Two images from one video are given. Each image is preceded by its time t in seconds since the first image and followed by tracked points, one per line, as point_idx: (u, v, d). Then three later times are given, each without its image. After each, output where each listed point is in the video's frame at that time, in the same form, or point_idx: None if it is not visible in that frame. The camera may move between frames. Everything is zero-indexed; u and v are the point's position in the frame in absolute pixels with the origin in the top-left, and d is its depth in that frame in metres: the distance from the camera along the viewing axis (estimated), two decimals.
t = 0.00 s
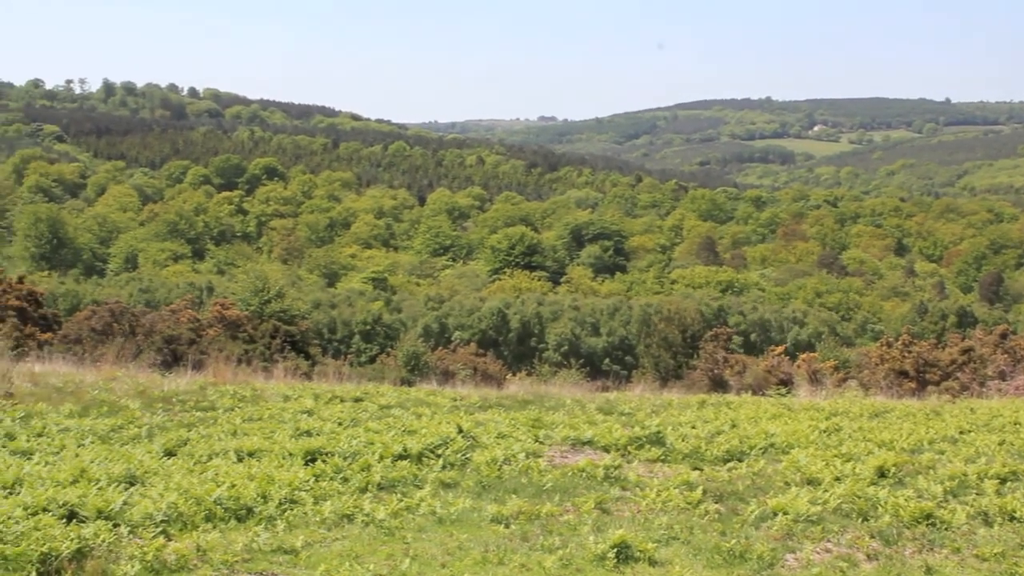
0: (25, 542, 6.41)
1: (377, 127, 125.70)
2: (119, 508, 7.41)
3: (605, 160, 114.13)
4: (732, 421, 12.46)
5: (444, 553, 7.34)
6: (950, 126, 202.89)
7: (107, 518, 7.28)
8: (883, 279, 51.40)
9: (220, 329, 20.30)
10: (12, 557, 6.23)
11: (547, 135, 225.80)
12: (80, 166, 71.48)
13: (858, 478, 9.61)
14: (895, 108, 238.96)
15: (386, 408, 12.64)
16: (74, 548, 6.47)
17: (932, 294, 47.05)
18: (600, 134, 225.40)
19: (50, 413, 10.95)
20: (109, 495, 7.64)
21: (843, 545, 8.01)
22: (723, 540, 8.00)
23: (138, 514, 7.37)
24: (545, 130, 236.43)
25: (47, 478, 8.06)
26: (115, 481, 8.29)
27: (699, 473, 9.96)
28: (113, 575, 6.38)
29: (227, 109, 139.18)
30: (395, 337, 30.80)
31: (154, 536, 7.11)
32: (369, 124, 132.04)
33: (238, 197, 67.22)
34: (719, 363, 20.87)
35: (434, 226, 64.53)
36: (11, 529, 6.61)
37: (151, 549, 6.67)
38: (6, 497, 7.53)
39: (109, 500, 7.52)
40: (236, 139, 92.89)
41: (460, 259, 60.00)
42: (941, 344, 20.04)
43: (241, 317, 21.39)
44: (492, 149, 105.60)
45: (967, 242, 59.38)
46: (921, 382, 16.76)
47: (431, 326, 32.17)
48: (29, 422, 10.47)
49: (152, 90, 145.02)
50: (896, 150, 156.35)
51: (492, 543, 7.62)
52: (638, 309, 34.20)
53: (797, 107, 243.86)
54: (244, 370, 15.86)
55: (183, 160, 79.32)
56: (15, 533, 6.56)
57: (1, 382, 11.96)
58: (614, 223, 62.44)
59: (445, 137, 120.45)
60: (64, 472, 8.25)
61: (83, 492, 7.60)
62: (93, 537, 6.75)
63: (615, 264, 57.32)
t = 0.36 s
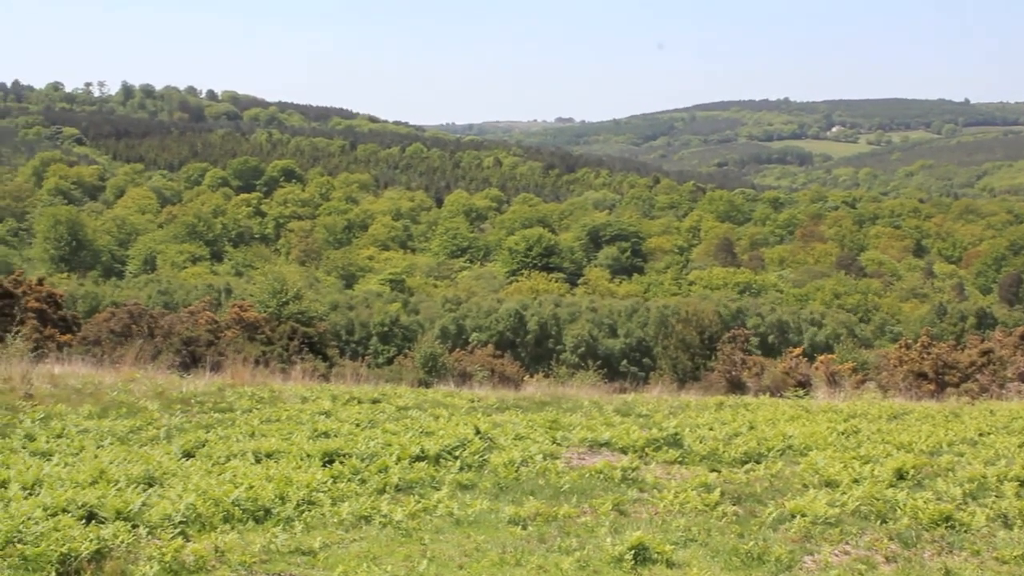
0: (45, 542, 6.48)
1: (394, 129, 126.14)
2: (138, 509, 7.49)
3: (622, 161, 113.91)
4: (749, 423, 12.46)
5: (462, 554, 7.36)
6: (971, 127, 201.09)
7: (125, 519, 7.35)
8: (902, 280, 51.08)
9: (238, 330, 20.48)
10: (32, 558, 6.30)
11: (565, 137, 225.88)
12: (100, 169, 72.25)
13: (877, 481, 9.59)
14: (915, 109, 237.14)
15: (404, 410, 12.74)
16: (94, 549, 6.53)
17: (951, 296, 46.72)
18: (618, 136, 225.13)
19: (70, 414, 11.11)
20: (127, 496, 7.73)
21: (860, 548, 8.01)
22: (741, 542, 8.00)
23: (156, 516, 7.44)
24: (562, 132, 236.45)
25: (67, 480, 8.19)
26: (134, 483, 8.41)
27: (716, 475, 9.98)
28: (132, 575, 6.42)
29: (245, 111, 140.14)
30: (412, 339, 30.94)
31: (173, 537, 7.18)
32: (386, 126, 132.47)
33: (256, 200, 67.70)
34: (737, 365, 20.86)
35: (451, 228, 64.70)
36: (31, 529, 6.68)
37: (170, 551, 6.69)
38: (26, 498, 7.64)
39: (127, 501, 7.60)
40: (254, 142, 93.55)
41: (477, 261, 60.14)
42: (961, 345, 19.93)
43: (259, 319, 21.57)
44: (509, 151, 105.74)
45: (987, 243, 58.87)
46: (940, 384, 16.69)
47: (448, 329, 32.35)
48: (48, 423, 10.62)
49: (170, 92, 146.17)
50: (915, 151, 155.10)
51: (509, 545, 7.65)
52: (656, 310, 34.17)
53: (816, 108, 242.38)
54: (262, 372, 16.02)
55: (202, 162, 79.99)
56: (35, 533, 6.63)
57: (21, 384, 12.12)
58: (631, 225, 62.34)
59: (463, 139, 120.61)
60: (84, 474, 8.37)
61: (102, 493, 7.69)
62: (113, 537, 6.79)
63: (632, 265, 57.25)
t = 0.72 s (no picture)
0: (57, 543, 6.50)
1: (406, 131, 126.41)
2: (150, 509, 7.57)
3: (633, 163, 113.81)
4: (762, 424, 12.46)
5: (473, 556, 7.39)
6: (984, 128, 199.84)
7: (138, 520, 7.43)
8: (914, 282, 50.88)
9: (250, 331, 20.59)
10: (44, 559, 6.33)
11: (576, 139, 226.02)
12: (112, 170, 72.73)
13: (889, 483, 9.59)
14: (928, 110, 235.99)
15: (415, 411, 12.80)
16: (106, 550, 6.57)
17: (963, 298, 46.51)
18: (629, 137, 224.86)
19: (82, 415, 11.21)
20: (139, 497, 7.80)
21: (872, 550, 8.01)
22: (753, 544, 8.00)
23: (168, 517, 7.49)
24: (573, 133, 236.42)
25: (80, 480, 8.28)
26: (146, 483, 8.49)
27: (728, 477, 10.00)
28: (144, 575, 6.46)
29: (257, 113, 140.77)
30: (423, 341, 31.04)
31: (185, 538, 7.23)
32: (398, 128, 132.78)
33: (268, 201, 68.04)
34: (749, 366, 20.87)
35: (462, 230, 64.81)
36: (44, 529, 6.72)
37: (182, 551, 6.72)
38: (39, 498, 7.72)
39: (140, 502, 7.68)
40: (266, 143, 93.96)
41: (488, 262, 60.25)
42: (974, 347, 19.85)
43: (271, 320, 21.69)
44: (521, 152, 105.86)
45: (1000, 245, 58.54)
46: (953, 386, 16.66)
47: (459, 330, 32.48)
48: (61, 424, 10.73)
49: (183, 94, 147.01)
50: (928, 152, 154.26)
51: (521, 546, 7.68)
52: (667, 312, 34.16)
53: (828, 110, 241.46)
54: (273, 373, 16.11)
55: (214, 164, 80.40)
56: (48, 533, 6.69)
57: (33, 384, 12.24)
58: (642, 226, 62.28)
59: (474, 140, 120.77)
60: (97, 474, 8.46)
61: (115, 493, 7.76)
62: (125, 537, 6.84)
63: (643, 267, 57.22)
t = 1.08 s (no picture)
0: (78, 542, 6.61)
1: (425, 132, 126.81)
2: (169, 510, 7.69)
3: (652, 164, 113.56)
4: (781, 427, 12.46)
5: (491, 557, 7.46)
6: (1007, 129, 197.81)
7: (157, 519, 7.55)
8: (935, 284, 50.54)
9: (270, 332, 20.79)
10: (65, 557, 6.44)
11: (595, 141, 226.01)
12: (133, 172, 73.43)
13: (909, 486, 9.58)
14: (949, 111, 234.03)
15: (433, 412, 12.88)
16: (126, 549, 6.67)
17: (984, 300, 46.17)
18: (648, 138, 224.33)
19: (102, 415, 11.38)
20: (159, 497, 7.92)
21: (892, 553, 8.02)
22: (771, 547, 8.03)
23: (188, 516, 7.61)
24: (591, 134, 236.26)
25: (100, 480, 8.42)
26: (165, 483, 8.62)
27: (747, 479, 10.03)
28: (164, 574, 6.54)
29: (276, 114, 141.63)
30: (441, 342, 31.20)
31: (204, 538, 7.34)
32: (417, 129, 133.18)
33: (287, 202, 68.52)
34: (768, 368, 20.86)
35: (481, 231, 64.98)
36: (65, 528, 6.85)
37: (202, 551, 6.82)
38: (60, 497, 7.85)
39: (160, 501, 7.81)
40: (285, 145, 94.55)
41: (506, 264, 60.38)
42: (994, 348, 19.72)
43: (290, 321, 21.85)
44: (539, 154, 105.99)
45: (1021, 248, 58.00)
46: (973, 389, 16.59)
47: (478, 332, 32.65)
48: (81, 423, 10.88)
49: (203, 95, 148.11)
50: (949, 154, 152.99)
51: (538, 548, 7.73)
52: (686, 313, 34.12)
53: (848, 111, 239.92)
54: (292, 374, 16.26)
55: (233, 165, 80.97)
56: (68, 532, 6.79)
57: (54, 384, 12.44)
58: (661, 227, 62.16)
59: (493, 142, 120.92)
60: (117, 474, 8.60)
61: (134, 493, 7.88)
62: (145, 537, 6.95)
63: (662, 269, 57.13)
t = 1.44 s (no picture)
0: (98, 542, 6.73)
1: (443, 133, 127.17)
2: (188, 510, 7.81)
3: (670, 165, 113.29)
4: (799, 429, 12.45)
5: (509, 558, 7.54)
6: None
7: (176, 519, 7.67)
8: (955, 285, 50.20)
9: (288, 333, 20.97)
10: (85, 556, 6.58)
11: (613, 141, 225.86)
12: (153, 173, 74.11)
13: (928, 488, 9.57)
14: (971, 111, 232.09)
15: (451, 413, 12.98)
16: (146, 549, 6.79)
17: (1005, 301, 45.83)
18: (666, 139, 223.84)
19: (122, 415, 11.54)
20: (179, 497, 8.05)
21: (911, 556, 8.03)
22: (790, 549, 8.05)
23: (206, 517, 7.72)
24: (609, 135, 236.02)
25: (121, 480, 8.57)
26: (184, 483, 8.76)
27: (764, 481, 10.05)
28: (183, 575, 6.65)
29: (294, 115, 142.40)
30: (459, 343, 31.31)
31: (223, 538, 7.45)
32: (434, 130, 133.56)
33: (306, 203, 68.95)
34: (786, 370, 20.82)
35: (498, 232, 65.10)
36: (84, 528, 6.98)
37: (220, 551, 6.94)
38: (80, 497, 7.98)
39: (178, 502, 7.93)
40: (303, 146, 95.15)
41: (524, 265, 60.49)
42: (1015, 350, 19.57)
43: (308, 322, 22.02)
44: (557, 155, 106.04)
45: None
46: (993, 391, 16.51)
47: (495, 333, 32.77)
48: (101, 424, 11.06)
49: (222, 97, 149.18)
50: (969, 154, 151.76)
51: (557, 549, 7.80)
52: (704, 314, 34.06)
53: (869, 112, 238.40)
54: (311, 375, 16.41)
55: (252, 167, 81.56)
56: (89, 532, 6.92)
57: (74, 385, 12.61)
58: (679, 228, 62.05)
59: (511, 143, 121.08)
60: (137, 475, 8.74)
61: (153, 493, 8.01)
62: (164, 537, 7.07)
63: (680, 270, 57.06)
